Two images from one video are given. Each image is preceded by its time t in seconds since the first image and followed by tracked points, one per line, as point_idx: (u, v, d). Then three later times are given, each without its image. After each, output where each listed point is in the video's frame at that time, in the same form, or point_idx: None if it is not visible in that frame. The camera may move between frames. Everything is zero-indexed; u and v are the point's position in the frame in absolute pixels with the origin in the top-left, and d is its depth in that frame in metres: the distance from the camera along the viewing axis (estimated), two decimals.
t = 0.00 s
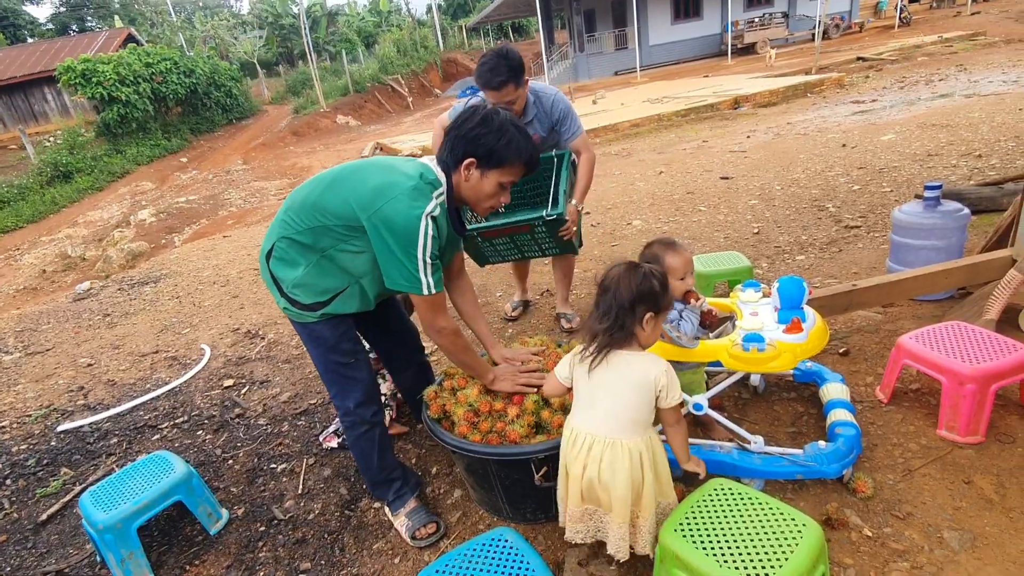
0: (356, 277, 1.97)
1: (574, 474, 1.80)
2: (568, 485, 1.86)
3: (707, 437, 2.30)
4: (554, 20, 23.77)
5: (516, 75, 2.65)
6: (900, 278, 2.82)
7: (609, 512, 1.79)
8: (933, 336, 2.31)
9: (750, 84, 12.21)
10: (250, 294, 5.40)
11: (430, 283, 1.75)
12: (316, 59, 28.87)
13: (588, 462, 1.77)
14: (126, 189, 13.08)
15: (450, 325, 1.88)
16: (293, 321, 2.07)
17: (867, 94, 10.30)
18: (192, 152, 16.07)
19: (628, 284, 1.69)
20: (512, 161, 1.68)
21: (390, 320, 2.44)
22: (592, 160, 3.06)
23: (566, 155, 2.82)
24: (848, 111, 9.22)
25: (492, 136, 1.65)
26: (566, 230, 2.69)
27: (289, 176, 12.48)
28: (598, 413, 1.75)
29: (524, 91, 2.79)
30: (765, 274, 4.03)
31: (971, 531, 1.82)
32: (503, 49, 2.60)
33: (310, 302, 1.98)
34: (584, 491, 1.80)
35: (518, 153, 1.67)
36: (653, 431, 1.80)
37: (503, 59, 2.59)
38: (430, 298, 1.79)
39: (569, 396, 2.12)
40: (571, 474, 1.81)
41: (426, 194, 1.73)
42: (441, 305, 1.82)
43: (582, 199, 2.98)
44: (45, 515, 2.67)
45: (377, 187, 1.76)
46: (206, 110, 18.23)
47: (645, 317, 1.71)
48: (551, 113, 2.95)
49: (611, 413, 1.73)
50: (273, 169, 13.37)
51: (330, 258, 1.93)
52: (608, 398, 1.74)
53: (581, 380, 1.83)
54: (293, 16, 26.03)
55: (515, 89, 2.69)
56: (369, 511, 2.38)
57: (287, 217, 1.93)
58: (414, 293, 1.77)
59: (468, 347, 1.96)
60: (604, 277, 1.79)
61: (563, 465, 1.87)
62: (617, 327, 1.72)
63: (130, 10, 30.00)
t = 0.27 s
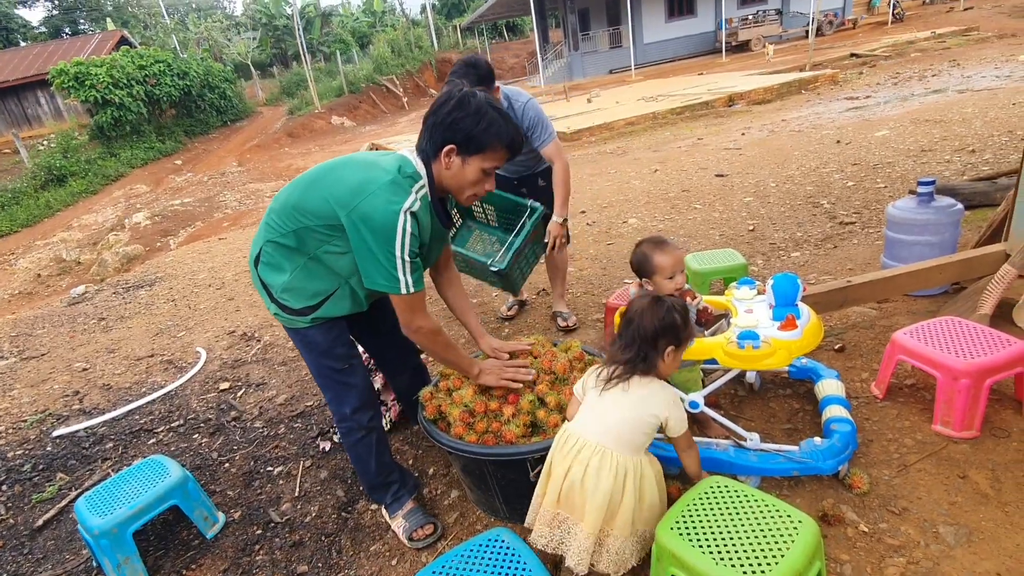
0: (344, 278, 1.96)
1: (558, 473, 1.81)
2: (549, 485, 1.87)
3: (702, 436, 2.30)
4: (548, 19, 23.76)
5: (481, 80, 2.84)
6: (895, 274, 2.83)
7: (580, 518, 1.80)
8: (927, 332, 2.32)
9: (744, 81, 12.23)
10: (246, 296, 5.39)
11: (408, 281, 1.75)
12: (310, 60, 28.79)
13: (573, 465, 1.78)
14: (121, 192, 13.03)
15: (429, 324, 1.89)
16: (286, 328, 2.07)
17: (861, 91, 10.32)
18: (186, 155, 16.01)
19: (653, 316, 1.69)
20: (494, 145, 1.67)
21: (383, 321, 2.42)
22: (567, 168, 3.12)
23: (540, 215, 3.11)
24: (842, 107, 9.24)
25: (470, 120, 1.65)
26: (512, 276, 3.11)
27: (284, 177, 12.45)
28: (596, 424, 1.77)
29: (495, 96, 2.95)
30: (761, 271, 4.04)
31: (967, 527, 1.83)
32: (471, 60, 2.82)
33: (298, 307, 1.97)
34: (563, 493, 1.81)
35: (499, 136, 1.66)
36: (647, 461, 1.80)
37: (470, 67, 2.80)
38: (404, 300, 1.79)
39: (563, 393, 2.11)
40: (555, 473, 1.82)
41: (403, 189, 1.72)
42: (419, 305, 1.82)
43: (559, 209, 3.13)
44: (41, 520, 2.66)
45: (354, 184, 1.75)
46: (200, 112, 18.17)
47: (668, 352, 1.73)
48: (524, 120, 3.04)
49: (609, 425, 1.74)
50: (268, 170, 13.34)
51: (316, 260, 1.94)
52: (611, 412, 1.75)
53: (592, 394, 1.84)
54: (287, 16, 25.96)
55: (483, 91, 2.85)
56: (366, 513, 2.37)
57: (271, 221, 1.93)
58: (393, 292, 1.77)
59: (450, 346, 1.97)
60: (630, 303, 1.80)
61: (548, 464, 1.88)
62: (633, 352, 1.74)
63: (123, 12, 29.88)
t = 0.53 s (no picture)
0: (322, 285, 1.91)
1: (574, 497, 1.77)
2: (561, 507, 1.83)
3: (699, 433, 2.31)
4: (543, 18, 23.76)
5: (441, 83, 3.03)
6: (889, 269, 2.84)
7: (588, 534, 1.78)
8: (922, 327, 2.32)
9: (739, 79, 12.25)
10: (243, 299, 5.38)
11: (352, 291, 1.64)
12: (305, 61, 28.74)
13: (589, 485, 1.75)
14: (116, 195, 13.00)
15: (355, 333, 1.73)
16: (273, 337, 2.05)
17: (856, 87, 10.34)
18: (182, 157, 15.98)
19: (685, 358, 1.70)
20: (486, 150, 1.64)
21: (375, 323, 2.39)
22: (552, 154, 3.14)
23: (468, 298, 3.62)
24: (836, 104, 9.26)
25: (460, 124, 1.60)
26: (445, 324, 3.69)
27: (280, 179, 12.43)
28: (617, 449, 1.74)
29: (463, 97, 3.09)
30: (757, 268, 4.05)
31: (964, 520, 1.83)
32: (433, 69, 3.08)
33: (279, 313, 1.95)
34: (578, 516, 1.78)
35: (490, 139, 1.63)
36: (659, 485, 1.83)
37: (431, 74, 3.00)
38: (340, 305, 1.67)
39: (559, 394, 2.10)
40: (570, 496, 1.78)
41: (374, 189, 1.64)
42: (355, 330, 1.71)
43: (555, 194, 3.25)
44: (38, 525, 2.65)
45: (325, 181, 1.70)
46: (195, 114, 18.13)
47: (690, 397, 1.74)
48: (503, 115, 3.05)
49: (633, 452, 1.72)
50: (264, 172, 13.31)
51: (298, 265, 1.90)
52: (634, 441, 1.73)
53: (611, 419, 1.81)
54: (282, 18, 25.92)
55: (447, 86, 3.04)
56: (364, 514, 2.37)
57: (254, 227, 1.92)
58: (335, 298, 1.65)
59: (380, 354, 1.79)
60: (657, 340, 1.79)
61: (560, 484, 1.83)
62: (656, 393, 1.72)
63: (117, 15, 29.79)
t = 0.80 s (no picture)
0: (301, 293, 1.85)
1: (578, 488, 1.78)
2: (568, 499, 1.84)
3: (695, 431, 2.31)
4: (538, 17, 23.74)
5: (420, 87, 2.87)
6: (883, 266, 2.85)
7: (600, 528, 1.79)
8: (917, 323, 2.33)
9: (735, 77, 12.26)
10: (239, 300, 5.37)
11: (302, 286, 1.56)
12: (301, 62, 28.67)
13: (593, 476, 1.75)
14: (112, 197, 12.96)
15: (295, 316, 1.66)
16: (260, 351, 1.99)
17: (851, 85, 10.35)
18: (177, 159, 15.93)
19: (675, 334, 1.70)
20: (460, 130, 1.61)
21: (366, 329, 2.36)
22: (538, 143, 3.10)
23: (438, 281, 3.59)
24: (831, 102, 9.27)
25: (434, 103, 1.56)
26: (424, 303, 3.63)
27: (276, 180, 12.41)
28: (617, 437, 1.74)
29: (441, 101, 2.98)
30: (752, 265, 4.06)
31: (959, 516, 1.84)
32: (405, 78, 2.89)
33: (257, 323, 1.89)
34: (584, 507, 1.79)
35: (466, 117, 1.60)
36: (661, 471, 1.84)
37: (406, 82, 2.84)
38: (284, 291, 1.60)
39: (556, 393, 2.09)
40: (574, 487, 1.79)
41: (338, 178, 1.57)
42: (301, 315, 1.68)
43: (546, 180, 3.24)
44: (34, 528, 2.64)
45: (290, 174, 1.64)
46: (190, 116, 18.08)
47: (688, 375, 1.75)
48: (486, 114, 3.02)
49: (631, 438, 1.72)
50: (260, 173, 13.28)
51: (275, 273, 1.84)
52: (632, 426, 1.73)
53: (608, 407, 1.81)
54: (277, 18, 25.86)
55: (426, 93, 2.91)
56: (361, 514, 2.37)
57: (230, 235, 1.86)
58: (281, 285, 1.58)
59: (318, 340, 1.76)
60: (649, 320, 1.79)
61: (564, 476, 1.84)
62: (652, 376, 1.71)
63: (111, 16, 29.66)
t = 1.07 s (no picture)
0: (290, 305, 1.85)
1: (599, 467, 1.78)
2: (589, 482, 1.84)
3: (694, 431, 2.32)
4: (535, 18, 23.76)
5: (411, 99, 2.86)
6: (879, 266, 2.87)
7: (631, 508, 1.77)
8: (913, 323, 2.35)
9: (732, 78, 12.29)
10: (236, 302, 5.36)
11: (292, 294, 1.56)
12: (297, 62, 28.64)
13: (613, 453, 1.76)
14: (108, 199, 12.93)
15: (284, 327, 1.66)
16: (251, 365, 1.99)
17: (847, 85, 10.39)
18: (174, 160, 15.90)
19: (655, 279, 1.71)
20: (452, 133, 1.61)
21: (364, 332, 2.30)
22: (530, 149, 3.08)
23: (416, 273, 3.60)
24: (828, 102, 9.30)
25: (429, 109, 1.54)
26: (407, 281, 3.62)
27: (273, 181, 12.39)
28: (624, 406, 1.77)
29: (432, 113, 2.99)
30: (750, 266, 4.08)
31: (955, 514, 1.86)
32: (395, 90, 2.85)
33: (247, 338, 1.88)
34: (608, 486, 1.79)
35: (460, 119, 1.61)
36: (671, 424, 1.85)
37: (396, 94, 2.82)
38: (273, 300, 1.60)
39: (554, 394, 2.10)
40: (594, 468, 1.79)
41: (328, 185, 1.57)
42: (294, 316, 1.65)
43: (540, 181, 3.21)
44: (32, 531, 2.64)
45: (278, 182, 1.64)
46: (186, 117, 18.04)
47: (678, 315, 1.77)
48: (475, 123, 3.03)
49: (638, 404, 1.75)
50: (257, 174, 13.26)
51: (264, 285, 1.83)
52: (638, 390, 1.76)
53: (607, 377, 1.83)
54: (274, 19, 25.83)
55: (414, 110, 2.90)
56: (361, 515, 2.38)
57: (215, 249, 1.86)
58: (271, 294, 1.58)
59: (304, 349, 1.75)
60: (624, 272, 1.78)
61: (580, 460, 1.84)
62: (647, 326, 1.72)
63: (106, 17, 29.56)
